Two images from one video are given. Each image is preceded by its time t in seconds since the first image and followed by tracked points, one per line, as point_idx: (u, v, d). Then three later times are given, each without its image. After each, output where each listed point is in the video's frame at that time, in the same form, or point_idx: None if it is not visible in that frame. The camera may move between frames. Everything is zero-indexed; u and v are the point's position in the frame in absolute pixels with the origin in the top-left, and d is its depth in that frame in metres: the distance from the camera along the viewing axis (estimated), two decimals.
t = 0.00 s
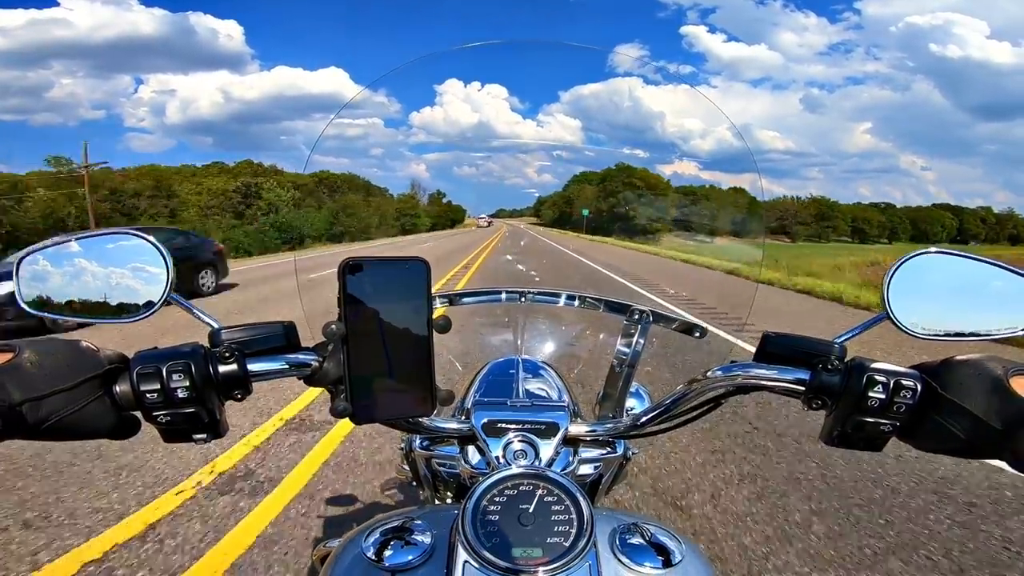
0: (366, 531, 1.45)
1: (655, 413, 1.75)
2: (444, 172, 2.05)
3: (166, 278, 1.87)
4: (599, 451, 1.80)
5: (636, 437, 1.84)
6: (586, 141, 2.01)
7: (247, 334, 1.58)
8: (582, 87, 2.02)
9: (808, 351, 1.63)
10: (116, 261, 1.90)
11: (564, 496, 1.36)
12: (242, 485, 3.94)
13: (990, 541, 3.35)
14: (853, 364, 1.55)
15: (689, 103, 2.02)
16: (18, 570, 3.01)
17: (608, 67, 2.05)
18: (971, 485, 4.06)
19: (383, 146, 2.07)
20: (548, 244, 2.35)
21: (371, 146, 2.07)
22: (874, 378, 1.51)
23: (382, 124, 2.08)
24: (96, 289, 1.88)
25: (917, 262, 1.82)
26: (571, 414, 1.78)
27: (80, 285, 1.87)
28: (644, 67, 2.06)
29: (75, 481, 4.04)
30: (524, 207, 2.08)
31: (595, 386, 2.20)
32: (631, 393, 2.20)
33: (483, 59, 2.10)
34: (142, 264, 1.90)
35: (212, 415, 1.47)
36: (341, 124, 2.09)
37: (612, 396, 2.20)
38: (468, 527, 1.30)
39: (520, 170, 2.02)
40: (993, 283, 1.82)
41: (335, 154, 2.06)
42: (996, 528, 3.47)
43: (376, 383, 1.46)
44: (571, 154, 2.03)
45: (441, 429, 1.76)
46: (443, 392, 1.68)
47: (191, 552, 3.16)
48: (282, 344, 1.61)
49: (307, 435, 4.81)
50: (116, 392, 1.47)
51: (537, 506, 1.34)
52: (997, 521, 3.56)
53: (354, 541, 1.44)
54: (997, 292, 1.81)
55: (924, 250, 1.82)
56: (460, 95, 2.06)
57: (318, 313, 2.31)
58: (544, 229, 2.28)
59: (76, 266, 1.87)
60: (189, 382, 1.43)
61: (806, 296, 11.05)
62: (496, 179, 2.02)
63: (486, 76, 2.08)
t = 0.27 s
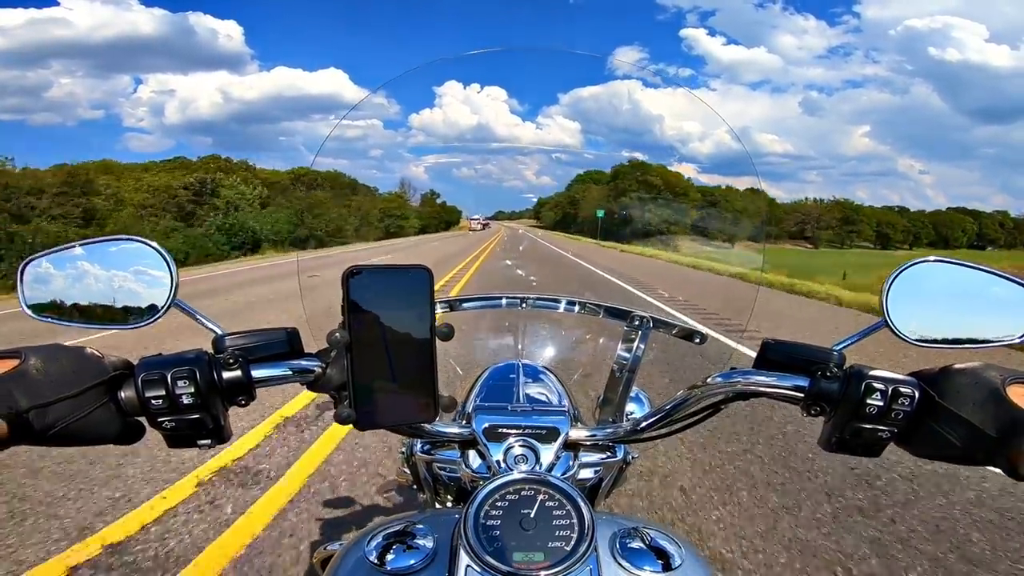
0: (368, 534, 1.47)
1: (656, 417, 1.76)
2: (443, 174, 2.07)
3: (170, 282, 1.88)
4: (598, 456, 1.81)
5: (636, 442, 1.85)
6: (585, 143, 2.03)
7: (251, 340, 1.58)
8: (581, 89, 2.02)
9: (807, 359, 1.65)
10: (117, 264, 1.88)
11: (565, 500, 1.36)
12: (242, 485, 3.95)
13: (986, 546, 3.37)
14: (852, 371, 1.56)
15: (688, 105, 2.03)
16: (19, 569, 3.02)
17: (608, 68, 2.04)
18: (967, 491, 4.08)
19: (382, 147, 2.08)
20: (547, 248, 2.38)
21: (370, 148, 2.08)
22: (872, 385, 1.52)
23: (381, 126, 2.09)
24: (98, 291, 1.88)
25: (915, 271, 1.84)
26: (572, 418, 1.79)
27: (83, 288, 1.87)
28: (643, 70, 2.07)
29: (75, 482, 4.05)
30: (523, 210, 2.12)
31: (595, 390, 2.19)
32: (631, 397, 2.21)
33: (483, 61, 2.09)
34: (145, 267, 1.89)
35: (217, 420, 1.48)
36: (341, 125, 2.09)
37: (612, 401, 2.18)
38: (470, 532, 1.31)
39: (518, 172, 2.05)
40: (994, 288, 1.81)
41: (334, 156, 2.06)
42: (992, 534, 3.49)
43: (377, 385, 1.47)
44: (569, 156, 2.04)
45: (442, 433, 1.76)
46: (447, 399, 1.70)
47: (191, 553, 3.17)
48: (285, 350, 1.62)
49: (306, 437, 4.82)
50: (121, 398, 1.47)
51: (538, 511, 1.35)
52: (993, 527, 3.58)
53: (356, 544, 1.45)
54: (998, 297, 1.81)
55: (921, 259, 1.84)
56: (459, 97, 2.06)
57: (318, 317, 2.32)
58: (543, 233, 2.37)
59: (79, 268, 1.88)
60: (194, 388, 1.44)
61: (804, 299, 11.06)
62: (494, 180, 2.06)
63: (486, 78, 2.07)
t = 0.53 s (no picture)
0: (375, 537, 1.48)
1: (659, 421, 1.77)
2: (444, 177, 2.08)
3: (178, 286, 1.89)
4: (602, 459, 1.83)
5: (639, 445, 1.86)
6: (586, 146, 2.02)
7: (260, 344, 1.59)
8: (581, 92, 2.04)
9: (812, 363, 1.65)
10: (125, 267, 1.90)
11: (571, 504, 1.38)
12: (244, 487, 3.96)
13: (985, 548, 3.38)
14: (856, 376, 1.57)
15: (689, 109, 2.05)
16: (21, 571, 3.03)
17: (608, 72, 2.07)
18: (967, 494, 4.08)
19: (383, 149, 2.11)
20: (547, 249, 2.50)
21: (371, 150, 2.12)
22: (875, 390, 1.54)
23: (382, 128, 2.13)
24: (105, 293, 1.90)
25: (920, 277, 1.84)
26: (575, 422, 1.80)
27: (90, 290, 1.89)
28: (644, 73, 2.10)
29: (76, 484, 4.06)
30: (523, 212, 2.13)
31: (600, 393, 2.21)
32: (635, 401, 2.22)
33: (485, 66, 2.12)
34: (151, 270, 1.90)
35: (227, 424, 1.50)
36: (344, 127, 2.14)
37: (616, 404, 2.21)
38: (477, 535, 1.32)
39: (520, 175, 2.03)
40: (993, 295, 1.85)
41: (337, 158, 2.12)
42: (992, 536, 3.50)
43: (384, 389, 1.49)
44: (570, 159, 2.02)
45: (447, 437, 1.79)
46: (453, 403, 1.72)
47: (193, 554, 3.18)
48: (295, 355, 1.63)
49: (307, 438, 4.83)
50: (132, 402, 1.49)
51: (544, 514, 1.36)
52: (992, 529, 3.60)
53: (363, 547, 1.46)
54: (997, 303, 1.85)
55: (927, 266, 1.85)
56: (461, 99, 2.09)
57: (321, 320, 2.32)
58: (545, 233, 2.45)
59: (86, 270, 1.89)
60: (206, 393, 1.46)
61: (804, 302, 11.08)
62: (495, 183, 2.03)
63: (488, 81, 2.10)
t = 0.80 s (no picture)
0: (369, 537, 1.46)
1: (657, 421, 1.76)
2: (445, 178, 2.08)
3: (177, 285, 1.88)
4: (601, 460, 1.81)
5: (638, 446, 1.85)
6: (587, 149, 2.02)
7: (255, 342, 1.58)
8: (584, 94, 2.03)
9: (809, 361, 1.65)
10: (125, 268, 1.90)
11: (566, 504, 1.36)
12: (240, 487, 3.95)
13: (986, 551, 3.36)
14: (855, 373, 1.56)
15: (691, 112, 2.05)
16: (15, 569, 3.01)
17: (611, 74, 2.07)
18: (970, 498, 4.04)
19: (384, 152, 2.09)
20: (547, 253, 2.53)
21: (372, 152, 2.09)
22: (875, 387, 1.52)
23: (383, 130, 2.10)
24: (105, 295, 1.89)
25: (920, 273, 1.83)
26: (573, 422, 1.79)
27: (90, 291, 1.88)
28: (647, 76, 2.09)
29: (71, 481, 4.03)
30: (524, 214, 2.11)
31: (599, 392, 2.21)
32: (634, 401, 2.20)
33: (487, 68, 2.11)
34: (151, 271, 1.90)
35: (220, 421, 1.48)
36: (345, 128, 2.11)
37: (614, 405, 2.20)
38: (471, 535, 1.31)
39: (522, 178, 2.01)
40: (997, 294, 1.83)
41: (337, 159, 2.08)
42: (993, 539, 3.48)
43: (379, 389, 1.48)
44: (571, 162, 2.02)
45: (443, 436, 1.78)
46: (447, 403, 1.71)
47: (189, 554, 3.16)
48: (289, 352, 1.62)
49: (305, 438, 4.81)
50: (123, 399, 1.49)
51: (539, 514, 1.35)
52: (994, 531, 3.58)
53: (357, 548, 1.44)
54: (1001, 302, 1.82)
55: (927, 261, 1.84)
56: (463, 102, 2.07)
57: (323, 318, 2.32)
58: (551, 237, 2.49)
59: (85, 271, 1.88)
60: (198, 389, 1.44)
61: (804, 305, 11.07)
62: (496, 186, 2.01)
63: (490, 83, 2.09)
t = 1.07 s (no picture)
0: (370, 537, 1.47)
1: (656, 413, 1.77)
2: (440, 178, 2.09)
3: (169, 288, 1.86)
4: (602, 454, 1.82)
5: (637, 440, 1.85)
6: (583, 148, 2.02)
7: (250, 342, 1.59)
8: (579, 94, 2.04)
9: (805, 350, 1.67)
10: (120, 272, 1.89)
11: (566, 497, 1.37)
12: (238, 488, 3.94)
13: (984, 538, 3.38)
14: (850, 360, 1.57)
15: (687, 109, 2.04)
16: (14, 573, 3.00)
17: (605, 73, 2.08)
18: (968, 487, 4.05)
19: (379, 152, 2.11)
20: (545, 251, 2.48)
21: (368, 153, 2.11)
22: (870, 373, 1.53)
23: (379, 130, 2.12)
24: (100, 299, 1.88)
25: (913, 258, 1.86)
26: (572, 416, 1.80)
27: (85, 296, 1.88)
28: (642, 73, 2.09)
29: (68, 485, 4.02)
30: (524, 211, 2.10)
31: (595, 387, 2.20)
32: (631, 396, 2.19)
33: (481, 67, 2.11)
34: (145, 275, 1.89)
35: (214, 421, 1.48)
36: (339, 128, 2.13)
37: (612, 399, 2.16)
38: (471, 531, 1.31)
39: (517, 177, 2.01)
40: (990, 283, 1.84)
41: (332, 160, 2.11)
42: (990, 527, 3.50)
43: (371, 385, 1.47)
44: (567, 160, 2.03)
45: (441, 434, 1.76)
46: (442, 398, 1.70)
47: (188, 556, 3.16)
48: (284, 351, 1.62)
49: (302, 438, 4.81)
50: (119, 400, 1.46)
51: (539, 509, 1.35)
52: (990, 519, 3.60)
53: (358, 548, 1.45)
54: (994, 291, 1.83)
55: (920, 246, 1.86)
56: (458, 101, 2.08)
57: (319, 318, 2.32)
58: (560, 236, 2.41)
59: (81, 276, 1.88)
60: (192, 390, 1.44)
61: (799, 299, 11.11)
62: (492, 185, 2.01)
63: (485, 83, 2.09)
